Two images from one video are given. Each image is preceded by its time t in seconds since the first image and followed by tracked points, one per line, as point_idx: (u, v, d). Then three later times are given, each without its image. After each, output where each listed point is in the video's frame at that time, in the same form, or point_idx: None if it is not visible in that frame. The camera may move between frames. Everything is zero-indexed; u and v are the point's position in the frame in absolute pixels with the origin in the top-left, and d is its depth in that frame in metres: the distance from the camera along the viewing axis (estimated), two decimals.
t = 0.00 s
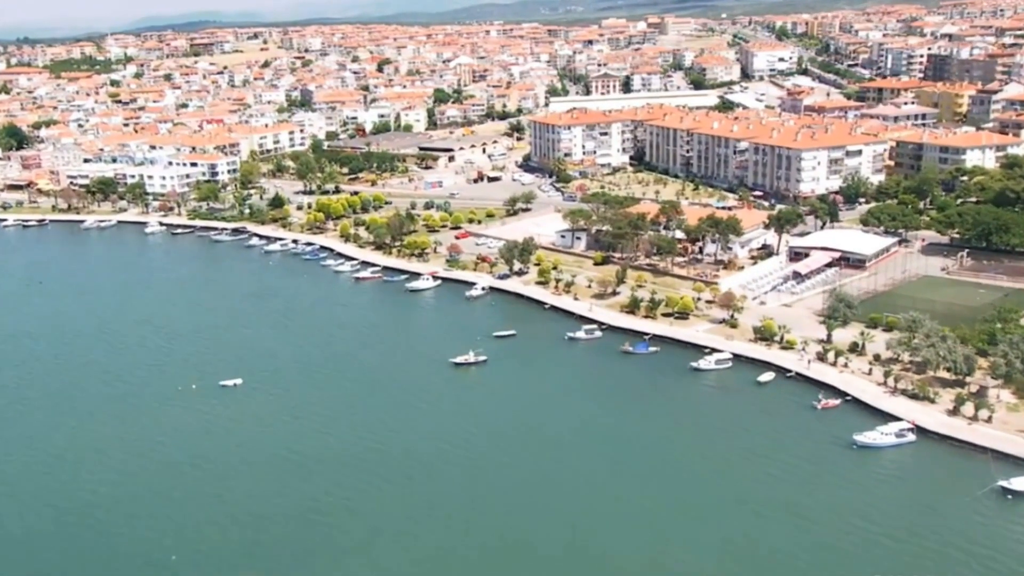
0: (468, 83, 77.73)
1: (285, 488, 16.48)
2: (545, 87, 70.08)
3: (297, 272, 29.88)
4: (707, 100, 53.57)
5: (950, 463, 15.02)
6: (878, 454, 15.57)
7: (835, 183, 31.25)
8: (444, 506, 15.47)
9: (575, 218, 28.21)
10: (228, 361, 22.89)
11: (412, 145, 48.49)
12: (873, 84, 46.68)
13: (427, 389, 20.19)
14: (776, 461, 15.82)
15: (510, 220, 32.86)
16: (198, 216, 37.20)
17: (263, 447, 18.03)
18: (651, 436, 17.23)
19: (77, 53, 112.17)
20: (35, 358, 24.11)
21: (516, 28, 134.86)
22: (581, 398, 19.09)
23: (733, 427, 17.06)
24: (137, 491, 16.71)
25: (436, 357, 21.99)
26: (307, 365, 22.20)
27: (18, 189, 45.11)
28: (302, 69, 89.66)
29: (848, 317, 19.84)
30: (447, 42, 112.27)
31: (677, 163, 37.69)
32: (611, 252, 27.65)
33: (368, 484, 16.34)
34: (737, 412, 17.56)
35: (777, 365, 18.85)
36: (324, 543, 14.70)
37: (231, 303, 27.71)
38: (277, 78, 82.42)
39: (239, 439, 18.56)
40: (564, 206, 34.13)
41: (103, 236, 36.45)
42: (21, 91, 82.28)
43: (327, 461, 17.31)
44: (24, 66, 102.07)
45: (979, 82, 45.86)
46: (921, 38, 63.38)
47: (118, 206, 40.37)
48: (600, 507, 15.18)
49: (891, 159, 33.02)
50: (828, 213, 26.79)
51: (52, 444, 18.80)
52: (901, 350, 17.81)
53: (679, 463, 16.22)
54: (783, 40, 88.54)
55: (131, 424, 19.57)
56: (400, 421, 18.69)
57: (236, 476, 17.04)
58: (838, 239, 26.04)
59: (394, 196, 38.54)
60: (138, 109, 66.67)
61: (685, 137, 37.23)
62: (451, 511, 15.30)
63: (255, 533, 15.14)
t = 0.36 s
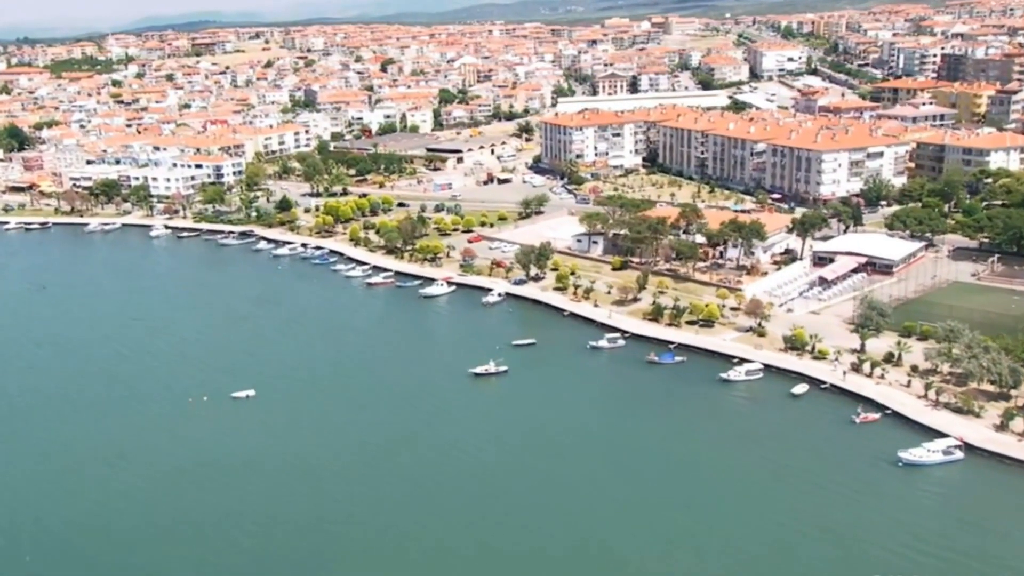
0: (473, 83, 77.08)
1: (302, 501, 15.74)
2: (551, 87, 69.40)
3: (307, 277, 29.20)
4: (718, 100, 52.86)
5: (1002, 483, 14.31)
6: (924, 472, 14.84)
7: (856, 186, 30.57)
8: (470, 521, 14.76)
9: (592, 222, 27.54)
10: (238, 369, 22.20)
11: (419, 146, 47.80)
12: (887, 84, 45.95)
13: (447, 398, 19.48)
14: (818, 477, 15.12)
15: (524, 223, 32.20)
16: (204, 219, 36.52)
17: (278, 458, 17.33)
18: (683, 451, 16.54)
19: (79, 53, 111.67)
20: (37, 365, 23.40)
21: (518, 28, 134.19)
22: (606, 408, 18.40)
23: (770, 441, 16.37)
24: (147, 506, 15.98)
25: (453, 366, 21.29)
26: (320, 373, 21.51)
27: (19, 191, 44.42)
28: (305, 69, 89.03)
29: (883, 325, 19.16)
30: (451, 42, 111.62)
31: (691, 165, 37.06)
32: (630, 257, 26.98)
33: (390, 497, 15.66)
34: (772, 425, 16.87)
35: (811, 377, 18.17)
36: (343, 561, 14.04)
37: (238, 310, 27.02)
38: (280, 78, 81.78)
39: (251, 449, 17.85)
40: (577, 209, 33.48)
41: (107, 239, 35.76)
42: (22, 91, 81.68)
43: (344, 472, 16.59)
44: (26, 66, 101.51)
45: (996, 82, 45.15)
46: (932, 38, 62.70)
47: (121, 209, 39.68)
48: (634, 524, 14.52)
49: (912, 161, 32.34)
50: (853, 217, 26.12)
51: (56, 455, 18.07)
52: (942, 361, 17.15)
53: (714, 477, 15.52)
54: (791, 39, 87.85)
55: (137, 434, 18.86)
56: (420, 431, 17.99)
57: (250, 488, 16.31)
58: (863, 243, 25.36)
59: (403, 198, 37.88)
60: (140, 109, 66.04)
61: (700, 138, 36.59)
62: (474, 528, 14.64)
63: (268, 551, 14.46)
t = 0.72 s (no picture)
0: (482, 83, 76.15)
1: (338, 548, 14.99)
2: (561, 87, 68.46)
3: (323, 284, 28.31)
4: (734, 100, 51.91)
5: None
6: (998, 500, 13.88)
7: (888, 189, 29.66)
8: (517, 572, 14.05)
9: (618, 227, 26.65)
10: (258, 386, 21.39)
11: (431, 148, 46.89)
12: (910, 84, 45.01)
13: (480, 423, 18.68)
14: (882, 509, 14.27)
15: (544, 228, 31.31)
16: (214, 222, 35.61)
17: (308, 495, 16.56)
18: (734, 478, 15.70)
19: (81, 53, 110.85)
20: (48, 380, 22.57)
21: (524, 27, 133.16)
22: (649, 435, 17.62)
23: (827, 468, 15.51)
24: (176, 551, 15.26)
25: (482, 381, 20.43)
26: (344, 392, 20.70)
27: (24, 194, 43.56)
28: (311, 69, 88.14)
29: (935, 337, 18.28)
30: (457, 41, 110.66)
31: (713, 168, 36.15)
32: (658, 264, 26.08)
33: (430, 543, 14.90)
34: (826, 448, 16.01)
35: (862, 393, 17.28)
36: None
37: (254, 317, 26.18)
38: (286, 78, 80.89)
39: (280, 482, 17.09)
40: (599, 214, 32.59)
41: (115, 243, 34.88)
42: (25, 91, 80.86)
43: (380, 512, 15.83)
44: (29, 66, 100.71)
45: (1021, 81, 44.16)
46: (950, 36, 61.72)
47: (129, 212, 38.78)
48: None
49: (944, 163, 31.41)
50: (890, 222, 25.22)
51: (76, 490, 17.30)
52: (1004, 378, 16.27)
53: (770, 522, 14.78)
54: (802, 37, 86.69)
55: (158, 464, 18.08)
56: (456, 464, 17.21)
57: (282, 531, 15.56)
58: (902, 249, 24.45)
59: (417, 201, 36.97)
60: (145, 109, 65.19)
61: (722, 140, 35.69)
62: None
63: None
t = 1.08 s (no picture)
0: (490, 82, 75.38)
1: (368, 567, 14.28)
2: (571, 86, 67.66)
3: (339, 288, 27.58)
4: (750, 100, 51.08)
5: None
6: None
7: (917, 191, 28.91)
8: None
9: (642, 231, 25.93)
10: (276, 394, 20.66)
11: (443, 148, 46.15)
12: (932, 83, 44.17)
13: (509, 434, 17.95)
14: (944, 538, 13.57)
15: (563, 231, 30.59)
16: (224, 225, 34.87)
17: (334, 510, 15.83)
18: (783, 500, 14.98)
19: (85, 53, 110.33)
20: (59, 389, 21.86)
21: (530, 26, 132.42)
22: (687, 446, 16.87)
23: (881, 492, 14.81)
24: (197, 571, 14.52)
25: (509, 392, 19.74)
26: (366, 400, 19.97)
27: (30, 196, 42.84)
28: (317, 68, 87.44)
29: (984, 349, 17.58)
30: (464, 40, 109.86)
31: (733, 169, 35.38)
32: (684, 269, 25.32)
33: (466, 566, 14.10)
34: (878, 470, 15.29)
35: (913, 409, 16.58)
36: None
37: (268, 323, 25.47)
38: (292, 77, 80.17)
39: (303, 496, 16.36)
40: (618, 216, 31.86)
41: (123, 246, 34.15)
42: (29, 91, 80.24)
43: (410, 529, 15.12)
44: (32, 65, 100.20)
45: None
46: (967, 35, 60.80)
47: (136, 214, 38.05)
48: None
49: (974, 164, 30.63)
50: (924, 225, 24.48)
51: (90, 503, 16.56)
52: None
53: (821, 536, 14.04)
54: (813, 35, 85.68)
55: (176, 476, 17.35)
56: (487, 477, 16.47)
57: (308, 550, 14.84)
58: (939, 252, 23.68)
59: (432, 203, 36.23)
60: (151, 109, 64.52)
61: (742, 141, 34.92)
62: None
63: None
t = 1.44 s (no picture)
0: (499, 82, 74.59)
1: None
2: (583, 85, 66.85)
3: (356, 293, 26.87)
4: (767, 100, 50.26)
5: None
6: None
7: (949, 194, 28.17)
8: None
9: (669, 235, 25.20)
10: (296, 407, 19.96)
11: (457, 149, 45.42)
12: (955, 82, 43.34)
13: (541, 455, 17.28)
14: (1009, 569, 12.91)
15: (584, 235, 29.86)
16: (235, 227, 34.17)
17: (362, 540, 15.21)
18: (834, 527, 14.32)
19: (90, 51, 109.77)
20: (71, 401, 21.19)
21: (536, 24, 131.52)
22: (729, 470, 16.19)
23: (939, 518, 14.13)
24: None
25: (539, 407, 19.04)
26: (390, 416, 19.28)
27: (37, 198, 42.18)
28: (324, 67, 86.70)
29: None
30: (471, 38, 109.07)
31: (755, 170, 34.64)
32: (713, 274, 24.59)
33: None
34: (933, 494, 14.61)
35: (967, 425, 15.85)
36: None
37: (286, 330, 24.79)
38: (299, 77, 79.46)
39: (331, 525, 15.72)
40: (640, 220, 31.13)
41: (133, 249, 33.47)
42: (35, 90, 79.67)
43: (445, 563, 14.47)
44: (38, 64, 99.73)
45: None
46: (985, 33, 59.90)
47: (145, 216, 37.36)
48: None
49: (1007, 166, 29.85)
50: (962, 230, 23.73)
51: (108, 533, 15.93)
52: None
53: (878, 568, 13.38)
54: (825, 33, 84.60)
55: (196, 501, 16.70)
56: (521, 504, 15.82)
57: None
58: (978, 257, 22.91)
59: (447, 205, 35.51)
60: (159, 109, 63.85)
61: (765, 141, 34.16)
62: None
63: None
